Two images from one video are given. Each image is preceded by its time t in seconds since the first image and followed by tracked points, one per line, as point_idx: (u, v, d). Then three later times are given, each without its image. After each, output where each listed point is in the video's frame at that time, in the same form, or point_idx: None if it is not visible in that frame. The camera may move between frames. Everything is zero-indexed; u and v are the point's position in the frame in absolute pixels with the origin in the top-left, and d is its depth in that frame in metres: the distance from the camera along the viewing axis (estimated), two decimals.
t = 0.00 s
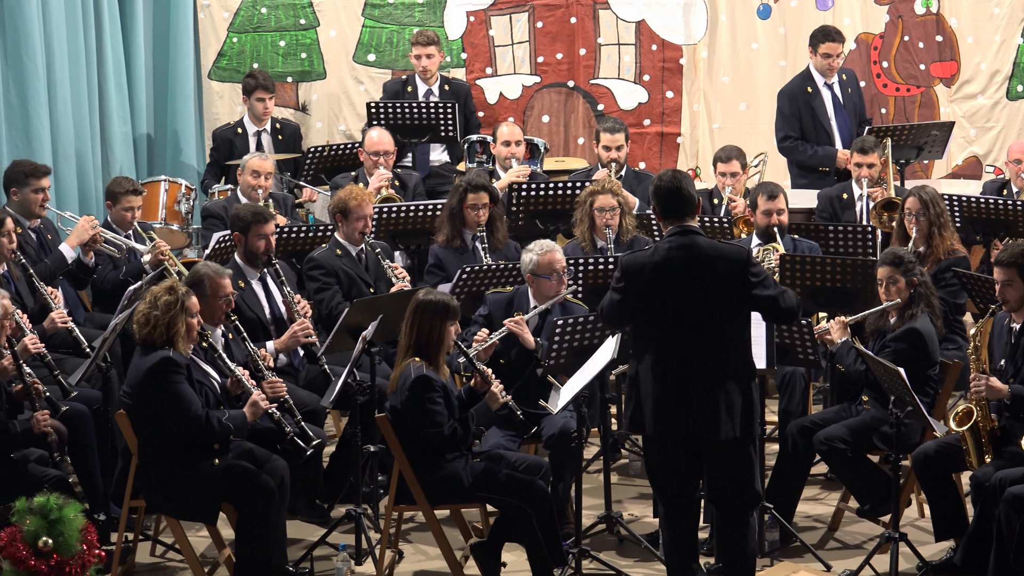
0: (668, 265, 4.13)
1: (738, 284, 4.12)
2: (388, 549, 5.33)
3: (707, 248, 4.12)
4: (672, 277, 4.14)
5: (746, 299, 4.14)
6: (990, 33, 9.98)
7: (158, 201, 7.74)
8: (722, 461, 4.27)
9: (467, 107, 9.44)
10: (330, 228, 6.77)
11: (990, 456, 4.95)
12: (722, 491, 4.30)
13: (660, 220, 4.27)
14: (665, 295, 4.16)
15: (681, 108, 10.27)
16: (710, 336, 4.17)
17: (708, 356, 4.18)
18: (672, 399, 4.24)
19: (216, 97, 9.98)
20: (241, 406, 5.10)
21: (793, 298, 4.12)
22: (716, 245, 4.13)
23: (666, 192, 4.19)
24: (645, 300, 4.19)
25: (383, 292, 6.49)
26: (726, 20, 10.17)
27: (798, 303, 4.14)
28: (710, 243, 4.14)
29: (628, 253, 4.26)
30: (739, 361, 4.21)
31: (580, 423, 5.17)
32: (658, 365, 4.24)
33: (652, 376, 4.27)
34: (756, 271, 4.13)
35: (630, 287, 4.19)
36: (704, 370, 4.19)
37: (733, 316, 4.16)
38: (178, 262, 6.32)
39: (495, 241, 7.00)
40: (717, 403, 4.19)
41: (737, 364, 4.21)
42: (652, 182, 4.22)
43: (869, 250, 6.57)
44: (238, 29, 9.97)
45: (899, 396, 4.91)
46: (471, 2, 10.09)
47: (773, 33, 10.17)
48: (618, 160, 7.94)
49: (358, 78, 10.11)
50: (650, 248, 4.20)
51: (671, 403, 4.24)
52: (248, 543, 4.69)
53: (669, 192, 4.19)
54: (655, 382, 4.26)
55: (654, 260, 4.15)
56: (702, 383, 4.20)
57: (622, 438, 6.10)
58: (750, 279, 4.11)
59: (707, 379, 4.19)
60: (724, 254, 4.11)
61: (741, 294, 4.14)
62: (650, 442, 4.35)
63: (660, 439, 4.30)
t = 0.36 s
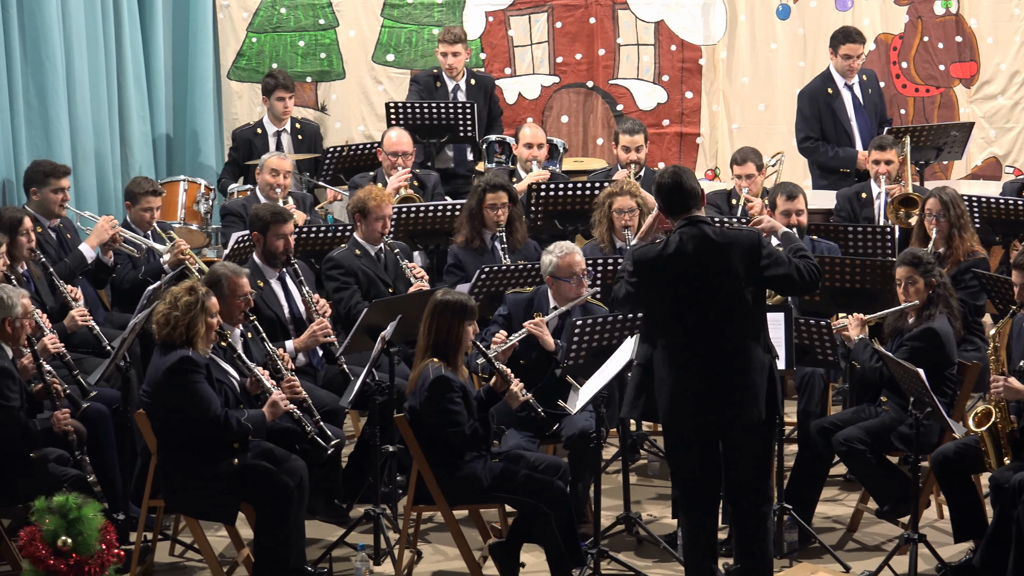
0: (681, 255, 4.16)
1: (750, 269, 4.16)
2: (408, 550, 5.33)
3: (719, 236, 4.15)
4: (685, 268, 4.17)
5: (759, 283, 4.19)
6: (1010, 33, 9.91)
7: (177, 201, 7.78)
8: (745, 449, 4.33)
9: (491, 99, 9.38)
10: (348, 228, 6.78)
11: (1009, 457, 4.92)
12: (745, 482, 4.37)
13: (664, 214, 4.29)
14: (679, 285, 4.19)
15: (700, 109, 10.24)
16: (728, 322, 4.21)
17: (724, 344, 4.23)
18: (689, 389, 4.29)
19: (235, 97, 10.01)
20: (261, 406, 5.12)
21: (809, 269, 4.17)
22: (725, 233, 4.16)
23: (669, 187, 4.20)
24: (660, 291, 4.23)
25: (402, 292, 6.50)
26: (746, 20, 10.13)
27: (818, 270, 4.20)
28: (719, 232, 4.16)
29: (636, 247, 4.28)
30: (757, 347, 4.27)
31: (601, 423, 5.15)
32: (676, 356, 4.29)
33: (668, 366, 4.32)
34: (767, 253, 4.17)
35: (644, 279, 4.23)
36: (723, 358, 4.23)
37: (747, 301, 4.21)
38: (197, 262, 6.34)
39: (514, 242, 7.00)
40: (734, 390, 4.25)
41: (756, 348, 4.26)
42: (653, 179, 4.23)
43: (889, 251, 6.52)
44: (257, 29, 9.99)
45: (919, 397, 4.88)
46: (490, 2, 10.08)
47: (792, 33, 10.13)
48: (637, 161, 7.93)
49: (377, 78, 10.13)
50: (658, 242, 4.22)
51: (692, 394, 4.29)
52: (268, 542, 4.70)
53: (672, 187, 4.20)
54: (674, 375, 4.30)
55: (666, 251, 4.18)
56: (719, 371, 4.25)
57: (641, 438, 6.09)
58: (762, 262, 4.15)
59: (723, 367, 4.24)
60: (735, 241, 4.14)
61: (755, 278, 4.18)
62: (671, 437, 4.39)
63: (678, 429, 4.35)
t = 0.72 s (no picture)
0: (703, 263, 4.21)
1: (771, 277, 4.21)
2: (426, 550, 5.32)
3: (740, 244, 4.21)
4: (707, 276, 4.22)
5: (779, 292, 4.24)
6: None
7: (197, 201, 7.81)
8: (761, 455, 4.37)
9: (509, 83, 9.40)
10: (368, 228, 6.78)
11: None
12: (760, 486, 4.41)
13: (685, 227, 4.38)
14: (701, 294, 4.24)
15: (721, 109, 10.20)
16: (748, 330, 4.25)
17: (743, 352, 4.26)
18: (709, 397, 4.31)
19: (256, 97, 10.03)
20: (280, 407, 5.12)
21: (829, 293, 4.19)
22: (746, 242, 4.22)
23: (690, 199, 4.29)
24: (681, 299, 4.27)
25: (421, 292, 6.49)
26: (767, 21, 10.08)
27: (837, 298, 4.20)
28: (740, 241, 4.23)
29: (657, 258, 4.35)
30: (776, 355, 4.29)
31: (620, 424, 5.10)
32: (696, 364, 4.32)
33: (688, 374, 4.35)
34: (787, 263, 4.22)
35: (666, 287, 4.28)
36: (742, 365, 4.26)
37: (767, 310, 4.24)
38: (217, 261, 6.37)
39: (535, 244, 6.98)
40: (754, 400, 4.26)
41: (776, 357, 4.28)
42: (672, 194, 4.34)
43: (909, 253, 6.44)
44: (277, 29, 10.01)
45: (940, 399, 4.83)
46: (511, 2, 10.06)
47: (813, 34, 10.08)
48: (657, 162, 7.90)
49: (397, 79, 10.14)
50: (678, 252, 4.29)
51: (710, 401, 4.32)
52: (286, 542, 4.70)
53: (691, 199, 4.29)
54: (693, 382, 4.34)
55: (688, 259, 4.24)
56: (738, 379, 4.27)
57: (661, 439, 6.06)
58: (783, 271, 4.21)
59: (743, 375, 4.26)
60: (755, 250, 4.20)
61: (774, 287, 4.23)
62: (689, 442, 4.42)
63: (698, 437, 4.37)
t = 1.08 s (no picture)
0: (735, 265, 4.22)
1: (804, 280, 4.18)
2: (445, 551, 5.32)
3: (773, 247, 4.20)
4: (739, 278, 4.22)
5: (812, 295, 4.21)
6: None
7: (217, 201, 7.83)
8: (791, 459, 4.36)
9: (526, 79, 9.42)
10: (388, 228, 6.78)
11: None
12: (789, 491, 4.39)
13: (727, 227, 4.38)
14: (733, 296, 4.24)
15: (741, 110, 10.16)
16: (780, 333, 4.23)
17: (775, 355, 4.25)
18: (738, 399, 4.31)
19: (276, 97, 10.06)
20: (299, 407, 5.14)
21: (863, 292, 4.14)
22: (781, 244, 4.21)
23: (728, 200, 4.30)
24: (714, 301, 4.28)
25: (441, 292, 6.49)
26: (787, 21, 10.04)
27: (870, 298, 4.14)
28: (775, 243, 4.22)
29: (696, 259, 4.37)
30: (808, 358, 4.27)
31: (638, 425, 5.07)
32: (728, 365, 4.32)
33: (720, 376, 4.36)
34: (822, 266, 4.19)
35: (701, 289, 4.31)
36: (772, 369, 4.25)
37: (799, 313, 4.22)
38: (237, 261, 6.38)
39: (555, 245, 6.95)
40: (783, 403, 4.25)
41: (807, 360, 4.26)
42: (714, 193, 4.34)
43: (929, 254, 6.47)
44: (297, 29, 10.04)
45: (960, 401, 4.80)
46: (531, 3, 10.05)
47: (833, 35, 10.04)
48: (676, 163, 7.88)
49: (417, 79, 10.15)
50: (715, 253, 4.31)
51: (740, 403, 4.32)
52: (305, 542, 4.71)
53: (731, 200, 4.30)
54: (724, 384, 4.34)
55: (723, 261, 4.25)
56: (769, 382, 4.26)
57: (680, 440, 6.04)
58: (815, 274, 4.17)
59: (773, 378, 4.25)
60: (789, 252, 4.18)
61: (808, 290, 4.20)
62: (718, 444, 4.42)
63: (728, 440, 4.37)
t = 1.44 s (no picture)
0: (774, 261, 4.23)
1: (841, 275, 4.18)
2: (465, 551, 5.32)
3: (811, 244, 4.20)
4: (778, 274, 4.22)
5: (849, 291, 4.20)
6: None
7: (237, 201, 7.83)
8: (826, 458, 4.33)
9: (544, 79, 9.38)
10: (407, 228, 6.79)
11: None
12: (823, 491, 4.36)
13: (768, 224, 4.38)
14: (770, 292, 4.24)
15: (761, 111, 10.12)
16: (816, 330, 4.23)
17: (812, 352, 4.23)
18: (774, 396, 4.30)
19: (296, 97, 10.07)
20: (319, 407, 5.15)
21: (896, 288, 4.18)
22: (819, 241, 4.21)
23: (770, 195, 4.29)
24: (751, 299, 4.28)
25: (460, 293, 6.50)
26: (807, 22, 9.99)
27: (904, 292, 4.20)
28: (813, 239, 4.22)
29: (736, 257, 4.38)
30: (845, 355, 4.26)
31: (658, 427, 5.03)
32: (765, 362, 4.31)
33: (756, 375, 4.35)
34: (859, 261, 4.18)
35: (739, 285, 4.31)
36: (809, 366, 4.24)
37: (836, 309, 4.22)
38: (256, 261, 6.40)
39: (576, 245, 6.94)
40: (820, 401, 4.24)
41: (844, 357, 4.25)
42: (758, 189, 4.33)
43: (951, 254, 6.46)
44: (317, 29, 10.06)
45: (980, 402, 4.75)
46: (550, 3, 10.03)
47: (853, 35, 9.99)
48: (695, 163, 7.86)
49: (436, 79, 10.15)
50: (755, 249, 4.31)
51: (776, 401, 4.30)
52: (324, 542, 4.71)
53: (773, 196, 4.29)
54: (760, 381, 4.33)
55: (761, 257, 4.26)
56: (805, 380, 4.25)
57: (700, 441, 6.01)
58: (852, 270, 4.16)
59: (810, 375, 4.24)
60: (827, 248, 4.18)
61: (845, 286, 4.20)
62: (753, 442, 4.40)
63: (763, 438, 4.35)
